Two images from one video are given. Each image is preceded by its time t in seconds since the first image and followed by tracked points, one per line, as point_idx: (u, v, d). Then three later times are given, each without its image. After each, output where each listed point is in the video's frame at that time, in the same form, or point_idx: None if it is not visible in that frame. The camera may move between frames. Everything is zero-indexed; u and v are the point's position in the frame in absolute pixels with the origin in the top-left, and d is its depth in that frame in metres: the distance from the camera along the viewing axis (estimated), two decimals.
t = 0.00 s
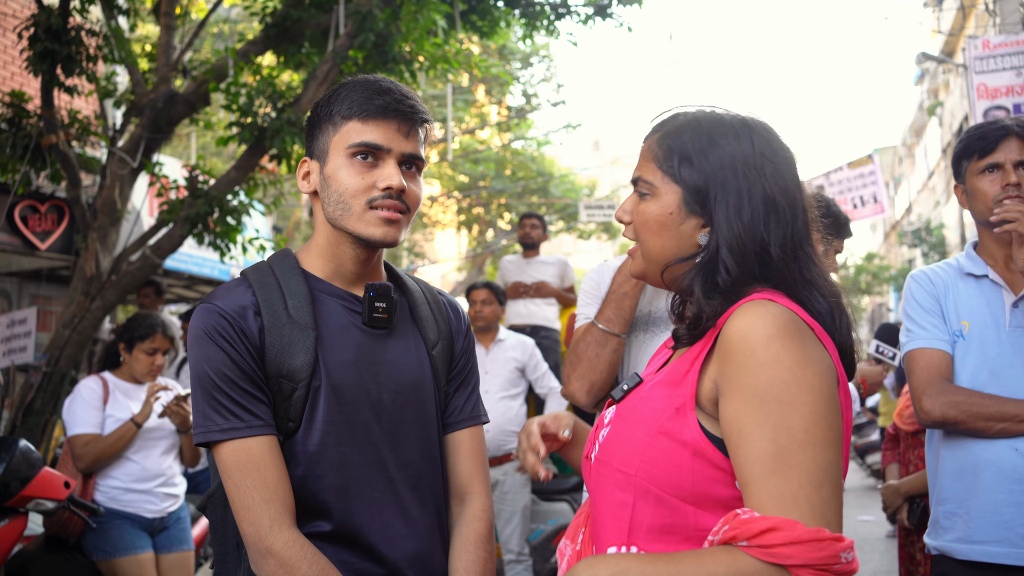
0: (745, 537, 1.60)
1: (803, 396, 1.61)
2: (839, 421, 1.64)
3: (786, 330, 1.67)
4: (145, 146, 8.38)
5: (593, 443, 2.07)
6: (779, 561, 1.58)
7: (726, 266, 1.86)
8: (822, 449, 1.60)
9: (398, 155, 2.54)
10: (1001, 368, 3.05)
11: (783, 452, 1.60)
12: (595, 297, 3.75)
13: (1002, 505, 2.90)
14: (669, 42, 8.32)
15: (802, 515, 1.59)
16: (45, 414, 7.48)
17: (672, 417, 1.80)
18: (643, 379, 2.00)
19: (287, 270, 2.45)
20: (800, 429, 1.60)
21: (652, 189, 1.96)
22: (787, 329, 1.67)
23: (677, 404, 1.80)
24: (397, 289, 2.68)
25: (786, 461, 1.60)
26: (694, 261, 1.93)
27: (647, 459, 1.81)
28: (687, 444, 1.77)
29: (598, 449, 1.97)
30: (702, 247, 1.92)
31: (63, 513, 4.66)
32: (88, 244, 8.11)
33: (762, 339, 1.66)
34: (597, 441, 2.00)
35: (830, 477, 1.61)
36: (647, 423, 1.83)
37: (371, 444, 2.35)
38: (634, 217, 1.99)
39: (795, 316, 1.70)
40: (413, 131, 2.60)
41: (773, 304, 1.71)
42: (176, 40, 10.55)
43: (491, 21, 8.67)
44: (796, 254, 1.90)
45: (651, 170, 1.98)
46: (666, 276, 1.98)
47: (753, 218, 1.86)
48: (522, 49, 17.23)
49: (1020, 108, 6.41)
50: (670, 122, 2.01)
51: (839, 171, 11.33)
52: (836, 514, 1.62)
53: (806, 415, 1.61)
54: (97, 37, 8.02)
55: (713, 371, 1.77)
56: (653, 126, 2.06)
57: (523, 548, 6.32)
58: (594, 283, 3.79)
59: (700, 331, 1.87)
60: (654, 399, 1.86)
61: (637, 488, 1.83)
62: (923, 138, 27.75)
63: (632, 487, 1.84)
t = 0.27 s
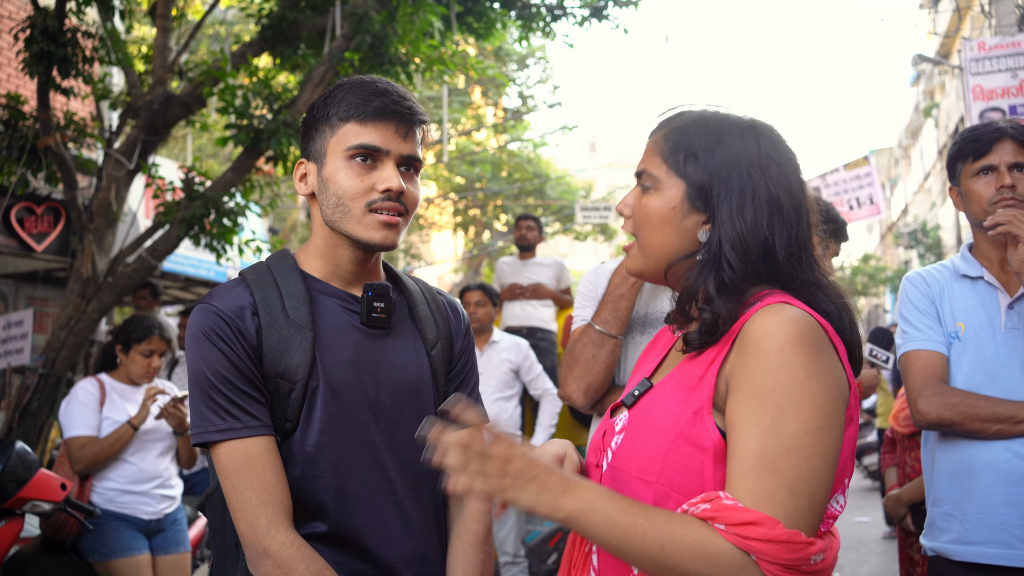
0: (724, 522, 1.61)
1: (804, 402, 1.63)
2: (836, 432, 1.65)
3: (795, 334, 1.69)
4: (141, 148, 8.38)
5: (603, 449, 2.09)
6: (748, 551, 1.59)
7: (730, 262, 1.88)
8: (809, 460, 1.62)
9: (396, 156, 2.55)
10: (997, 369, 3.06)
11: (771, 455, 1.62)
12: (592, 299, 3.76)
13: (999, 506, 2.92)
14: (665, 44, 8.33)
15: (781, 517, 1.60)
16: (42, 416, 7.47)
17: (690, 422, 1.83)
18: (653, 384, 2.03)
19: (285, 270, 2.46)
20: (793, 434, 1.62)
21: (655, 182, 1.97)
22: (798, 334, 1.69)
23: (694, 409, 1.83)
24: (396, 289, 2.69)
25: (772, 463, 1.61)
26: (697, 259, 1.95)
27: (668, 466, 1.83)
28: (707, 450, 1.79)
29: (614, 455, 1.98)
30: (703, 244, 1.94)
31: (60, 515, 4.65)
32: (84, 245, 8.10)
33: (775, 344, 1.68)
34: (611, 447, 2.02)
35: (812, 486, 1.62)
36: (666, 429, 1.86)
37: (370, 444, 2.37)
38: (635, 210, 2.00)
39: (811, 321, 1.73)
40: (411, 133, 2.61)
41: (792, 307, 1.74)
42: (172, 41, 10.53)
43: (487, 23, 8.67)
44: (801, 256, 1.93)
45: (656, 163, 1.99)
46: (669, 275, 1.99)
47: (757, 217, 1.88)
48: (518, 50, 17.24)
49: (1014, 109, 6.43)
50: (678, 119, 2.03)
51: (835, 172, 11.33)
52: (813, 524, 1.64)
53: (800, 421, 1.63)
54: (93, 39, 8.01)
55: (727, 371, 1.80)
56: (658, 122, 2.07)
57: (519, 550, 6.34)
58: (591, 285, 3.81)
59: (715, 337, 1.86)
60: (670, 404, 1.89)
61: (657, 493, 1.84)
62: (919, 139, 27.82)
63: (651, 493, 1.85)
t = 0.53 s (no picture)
0: (758, 529, 1.68)
1: (839, 415, 1.74)
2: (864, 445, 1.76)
3: (830, 347, 1.79)
4: (140, 150, 8.38)
5: (612, 445, 2.11)
6: (783, 561, 1.66)
7: (758, 267, 2.01)
8: (842, 472, 1.72)
9: (398, 158, 2.56)
10: (994, 371, 3.07)
11: (807, 466, 1.70)
12: (591, 300, 3.76)
13: (996, 508, 2.92)
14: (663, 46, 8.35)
15: (815, 527, 1.69)
16: (40, 418, 7.47)
17: (714, 425, 1.89)
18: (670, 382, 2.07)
19: (279, 274, 2.47)
20: (828, 446, 1.72)
21: (689, 175, 2.10)
22: (830, 350, 1.79)
23: (721, 414, 1.89)
24: (392, 292, 2.69)
25: (807, 473, 1.70)
26: (719, 259, 2.08)
27: (692, 467, 1.88)
28: (732, 454, 1.86)
29: (630, 453, 2.01)
30: (727, 245, 2.07)
31: (58, 517, 4.65)
32: (83, 247, 8.10)
33: (809, 357, 1.78)
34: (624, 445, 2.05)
35: (842, 497, 1.72)
36: (690, 431, 1.91)
37: (366, 447, 2.37)
38: (663, 199, 2.12)
39: (839, 336, 1.83)
40: (413, 135, 2.62)
41: (819, 320, 1.85)
42: (171, 43, 10.53)
43: (486, 24, 8.68)
44: (826, 278, 2.07)
45: (698, 159, 2.11)
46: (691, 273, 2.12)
47: (790, 230, 2.01)
48: (516, 52, 17.26)
49: (1013, 111, 6.44)
50: (725, 121, 2.13)
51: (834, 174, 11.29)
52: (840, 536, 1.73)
53: (835, 434, 1.72)
54: (92, 40, 8.01)
55: (755, 378, 1.88)
56: (708, 118, 2.18)
57: (517, 552, 6.36)
58: (590, 286, 3.82)
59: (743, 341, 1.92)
60: (693, 406, 1.94)
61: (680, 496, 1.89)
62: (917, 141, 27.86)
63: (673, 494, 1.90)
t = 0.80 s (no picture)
0: (792, 545, 1.78)
1: (858, 421, 1.82)
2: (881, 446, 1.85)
3: (841, 356, 1.88)
4: (138, 150, 8.38)
5: (623, 457, 2.18)
6: (822, 571, 1.76)
7: (772, 270, 2.09)
8: (868, 475, 1.81)
9: (393, 160, 2.57)
10: (990, 372, 3.07)
11: (834, 473, 1.80)
12: (588, 301, 3.76)
13: (993, 509, 2.92)
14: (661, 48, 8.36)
15: (847, 532, 1.78)
16: (38, 418, 7.47)
17: (731, 435, 1.95)
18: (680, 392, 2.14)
19: (277, 276, 2.47)
20: (852, 452, 1.80)
21: (698, 181, 2.18)
22: (842, 357, 1.88)
23: (736, 424, 1.95)
24: (389, 293, 2.69)
25: (834, 480, 1.79)
26: (729, 262, 2.17)
27: (710, 477, 1.95)
28: (750, 463, 1.93)
29: (645, 465, 2.08)
30: (735, 249, 2.15)
31: (56, 517, 4.64)
32: (81, 247, 8.10)
33: (826, 366, 1.87)
34: (638, 456, 2.12)
35: (869, 499, 1.81)
36: (705, 441, 1.97)
37: (365, 447, 2.37)
38: (671, 204, 2.21)
39: (847, 342, 1.92)
40: (404, 137, 2.62)
41: (826, 328, 1.94)
42: (170, 44, 10.53)
43: (484, 25, 8.68)
44: (834, 282, 2.17)
45: (708, 164, 2.19)
46: (705, 277, 2.20)
47: (801, 236, 2.11)
48: (515, 53, 17.29)
49: (1011, 113, 6.44)
50: (736, 129, 2.22)
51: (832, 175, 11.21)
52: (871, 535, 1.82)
53: (857, 440, 1.81)
54: (90, 41, 8.00)
55: (769, 388, 1.95)
56: (716, 126, 2.28)
57: (514, 553, 6.37)
58: (586, 288, 3.81)
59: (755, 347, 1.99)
60: (707, 416, 2.00)
61: (701, 507, 1.96)
62: (916, 143, 27.88)
63: (691, 502, 1.98)
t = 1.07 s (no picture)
0: (802, 544, 1.81)
1: (859, 416, 1.85)
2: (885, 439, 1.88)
3: (840, 353, 1.91)
4: (137, 151, 8.37)
5: (631, 465, 2.19)
6: (834, 566, 1.79)
7: (771, 274, 2.11)
8: (873, 469, 1.83)
9: (388, 162, 2.57)
10: (987, 373, 3.08)
11: (840, 469, 1.82)
12: (578, 302, 3.76)
13: (990, 510, 2.93)
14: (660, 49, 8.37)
15: (854, 525, 1.80)
16: (36, 419, 7.47)
17: (735, 437, 1.96)
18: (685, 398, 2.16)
19: (271, 278, 2.47)
20: (856, 447, 1.83)
21: (693, 191, 2.20)
22: (840, 355, 1.91)
23: (739, 426, 1.96)
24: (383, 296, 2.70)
25: (840, 476, 1.82)
26: (727, 268, 2.17)
27: (717, 480, 1.96)
28: (754, 463, 1.93)
29: (653, 470, 2.08)
30: (733, 256, 2.16)
31: (53, 518, 4.63)
32: (79, 248, 8.09)
33: (825, 364, 1.89)
34: (646, 463, 2.12)
35: (876, 492, 1.83)
36: (711, 443, 1.98)
37: (359, 448, 2.37)
38: (666, 215, 2.22)
39: (845, 340, 1.95)
40: (399, 140, 2.63)
41: (824, 327, 1.96)
42: (168, 44, 10.53)
43: (483, 26, 8.69)
44: (828, 284, 2.18)
45: (700, 174, 2.21)
46: (705, 283, 2.21)
47: (796, 239, 2.12)
48: (514, 54, 17.30)
49: (1009, 114, 6.44)
50: (726, 139, 2.25)
51: (831, 176, 11.18)
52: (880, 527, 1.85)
53: (860, 435, 1.84)
54: (88, 41, 8.00)
55: (770, 389, 1.97)
56: (705, 138, 2.30)
57: (512, 553, 6.30)
58: (577, 287, 3.81)
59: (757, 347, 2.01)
60: (712, 419, 2.02)
61: (710, 508, 1.96)
62: (914, 143, 27.93)
63: (701, 506, 1.97)
